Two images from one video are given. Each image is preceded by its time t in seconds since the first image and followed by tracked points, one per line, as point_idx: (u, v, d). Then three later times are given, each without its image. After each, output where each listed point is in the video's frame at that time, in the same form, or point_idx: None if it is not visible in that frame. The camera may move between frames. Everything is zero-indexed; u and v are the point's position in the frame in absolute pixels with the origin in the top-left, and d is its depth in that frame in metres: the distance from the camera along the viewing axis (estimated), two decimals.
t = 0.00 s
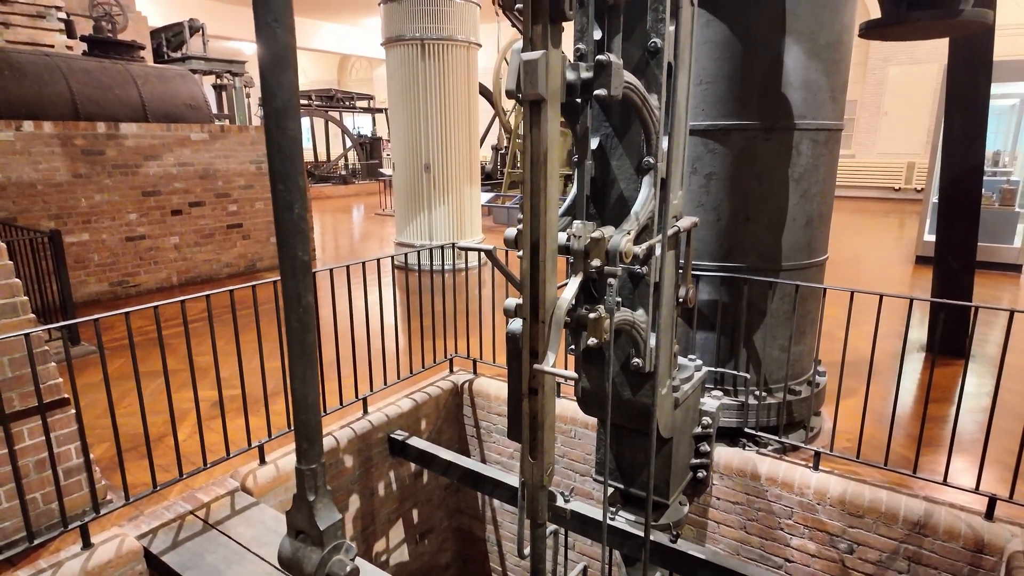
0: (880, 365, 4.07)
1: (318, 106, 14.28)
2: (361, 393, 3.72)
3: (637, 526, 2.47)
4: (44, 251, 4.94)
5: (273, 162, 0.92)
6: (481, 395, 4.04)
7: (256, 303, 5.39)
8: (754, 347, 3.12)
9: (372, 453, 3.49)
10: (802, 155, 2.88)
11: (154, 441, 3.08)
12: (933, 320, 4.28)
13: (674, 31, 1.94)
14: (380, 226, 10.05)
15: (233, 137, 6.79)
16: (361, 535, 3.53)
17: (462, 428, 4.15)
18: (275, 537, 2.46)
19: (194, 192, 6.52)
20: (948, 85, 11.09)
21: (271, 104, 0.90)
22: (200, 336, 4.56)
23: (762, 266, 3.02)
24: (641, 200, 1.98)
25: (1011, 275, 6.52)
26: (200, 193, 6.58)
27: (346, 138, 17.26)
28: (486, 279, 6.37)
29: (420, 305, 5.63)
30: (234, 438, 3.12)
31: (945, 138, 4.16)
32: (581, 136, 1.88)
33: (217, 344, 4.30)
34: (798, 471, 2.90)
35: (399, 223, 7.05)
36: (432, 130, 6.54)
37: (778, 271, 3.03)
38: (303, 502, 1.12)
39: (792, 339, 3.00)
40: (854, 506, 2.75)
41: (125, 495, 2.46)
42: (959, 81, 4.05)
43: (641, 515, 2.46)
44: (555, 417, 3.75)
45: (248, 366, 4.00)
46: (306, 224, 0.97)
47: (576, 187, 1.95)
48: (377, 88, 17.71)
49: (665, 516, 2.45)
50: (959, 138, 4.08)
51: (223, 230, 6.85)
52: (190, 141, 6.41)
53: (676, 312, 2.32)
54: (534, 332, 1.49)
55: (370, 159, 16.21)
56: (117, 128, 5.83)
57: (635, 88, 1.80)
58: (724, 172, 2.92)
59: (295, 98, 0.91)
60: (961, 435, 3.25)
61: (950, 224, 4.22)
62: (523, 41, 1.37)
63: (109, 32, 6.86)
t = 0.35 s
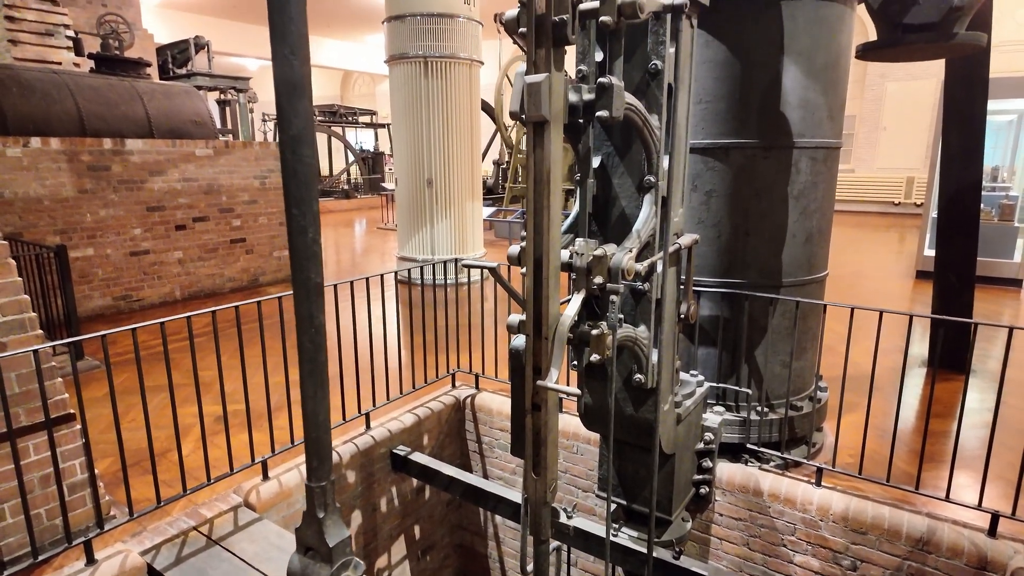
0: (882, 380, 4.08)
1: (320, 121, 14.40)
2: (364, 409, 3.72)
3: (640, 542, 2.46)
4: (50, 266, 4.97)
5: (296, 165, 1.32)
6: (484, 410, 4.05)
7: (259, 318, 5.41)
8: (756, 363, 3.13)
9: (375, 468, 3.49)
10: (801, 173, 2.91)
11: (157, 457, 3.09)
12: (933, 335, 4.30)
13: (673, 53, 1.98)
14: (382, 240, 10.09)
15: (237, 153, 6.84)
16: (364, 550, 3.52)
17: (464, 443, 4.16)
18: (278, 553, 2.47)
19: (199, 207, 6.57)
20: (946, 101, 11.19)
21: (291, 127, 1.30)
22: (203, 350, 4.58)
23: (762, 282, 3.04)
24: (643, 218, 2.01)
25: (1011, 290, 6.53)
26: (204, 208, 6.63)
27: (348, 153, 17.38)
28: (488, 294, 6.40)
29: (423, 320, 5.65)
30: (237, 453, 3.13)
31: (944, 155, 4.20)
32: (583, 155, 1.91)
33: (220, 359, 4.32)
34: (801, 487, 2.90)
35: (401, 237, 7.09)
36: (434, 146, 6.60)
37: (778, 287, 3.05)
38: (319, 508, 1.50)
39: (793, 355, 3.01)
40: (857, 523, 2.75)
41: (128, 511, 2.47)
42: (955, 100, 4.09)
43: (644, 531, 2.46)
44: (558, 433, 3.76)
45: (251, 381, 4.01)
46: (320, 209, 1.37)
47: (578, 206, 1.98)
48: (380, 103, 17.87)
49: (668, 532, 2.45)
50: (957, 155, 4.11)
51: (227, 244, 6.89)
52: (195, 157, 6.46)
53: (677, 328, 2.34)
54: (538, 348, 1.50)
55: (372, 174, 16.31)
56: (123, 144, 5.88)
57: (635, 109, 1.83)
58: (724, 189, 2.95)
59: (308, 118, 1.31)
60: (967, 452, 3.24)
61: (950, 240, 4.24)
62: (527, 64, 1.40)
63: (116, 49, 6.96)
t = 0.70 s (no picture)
0: (883, 398, 4.08)
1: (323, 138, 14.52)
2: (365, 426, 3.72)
3: (642, 561, 2.45)
4: (54, 282, 5.01)
5: (307, 190, 1.63)
6: (485, 427, 4.05)
7: (261, 334, 5.43)
8: (756, 380, 3.15)
9: (376, 485, 3.49)
10: (799, 193, 2.95)
11: (159, 474, 3.10)
12: (932, 351, 4.30)
13: (672, 77, 2.01)
14: (384, 256, 10.13)
15: (241, 170, 6.90)
16: (364, 568, 3.51)
17: (465, 460, 4.16)
18: (280, 572, 2.47)
19: (202, 223, 6.62)
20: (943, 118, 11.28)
21: (302, 156, 1.61)
22: (205, 366, 4.60)
23: (761, 300, 3.06)
24: (643, 237, 2.04)
25: (1011, 306, 6.55)
26: (207, 225, 6.68)
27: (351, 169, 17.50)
28: (489, 311, 6.42)
29: (424, 336, 5.67)
30: (239, 470, 3.14)
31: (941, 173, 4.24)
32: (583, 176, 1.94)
33: (222, 375, 4.33)
34: (802, 505, 2.90)
35: (403, 253, 7.12)
36: (436, 163, 6.67)
37: (778, 305, 3.07)
38: (326, 528, 1.85)
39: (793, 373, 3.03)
40: (859, 541, 2.74)
41: (130, 529, 2.47)
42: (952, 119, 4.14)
43: (645, 550, 2.45)
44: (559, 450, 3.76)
45: (254, 398, 4.02)
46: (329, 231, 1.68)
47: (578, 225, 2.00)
48: (382, 120, 18.02)
49: (670, 550, 2.45)
50: (954, 173, 4.14)
51: (230, 261, 6.93)
52: (199, 174, 6.52)
53: (677, 346, 2.36)
54: (540, 366, 1.52)
55: (374, 190, 16.40)
56: (128, 162, 5.94)
57: (634, 132, 1.87)
58: (722, 209, 2.99)
59: (317, 148, 1.61)
60: (968, 470, 3.23)
61: (950, 257, 4.27)
62: (528, 89, 1.43)
63: (122, 67, 7.04)
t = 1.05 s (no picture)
0: (883, 416, 4.08)
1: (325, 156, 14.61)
2: (364, 444, 3.71)
3: None
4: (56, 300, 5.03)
5: (312, 218, 1.88)
6: (485, 445, 4.05)
7: (261, 352, 5.44)
8: (755, 399, 3.15)
9: (376, 504, 3.48)
10: (795, 213, 2.98)
11: (159, 492, 3.10)
12: (931, 369, 4.31)
13: (668, 100, 2.03)
14: (384, 273, 10.16)
15: (243, 188, 6.96)
16: None
17: (465, 479, 4.15)
18: None
19: (204, 241, 6.66)
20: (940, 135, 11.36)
21: (308, 185, 1.86)
22: (206, 384, 4.61)
23: (759, 318, 3.08)
24: (641, 257, 2.06)
25: (1011, 323, 6.55)
26: (209, 242, 6.72)
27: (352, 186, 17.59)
28: (489, 328, 6.44)
29: (424, 354, 5.68)
30: (239, 489, 3.14)
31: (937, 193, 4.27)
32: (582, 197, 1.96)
33: (222, 392, 4.35)
34: (802, 524, 2.90)
35: (403, 270, 7.15)
36: (437, 181, 6.72)
37: (775, 323, 3.09)
38: (326, 549, 2.02)
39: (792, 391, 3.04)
40: (860, 561, 2.74)
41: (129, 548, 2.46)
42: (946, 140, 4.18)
43: (646, 570, 2.44)
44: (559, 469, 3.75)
45: (254, 416, 4.03)
46: (330, 258, 1.93)
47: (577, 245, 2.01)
48: (384, 138, 18.15)
49: (670, 570, 2.44)
50: (949, 193, 4.17)
51: (231, 278, 6.96)
52: (202, 192, 6.57)
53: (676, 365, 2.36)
54: (539, 386, 1.54)
55: (375, 207, 16.46)
56: (132, 180, 5.99)
57: (631, 155, 1.90)
58: (720, 228, 3.02)
59: (321, 178, 1.88)
60: (968, 489, 3.23)
61: (947, 275, 4.29)
62: (527, 113, 1.46)
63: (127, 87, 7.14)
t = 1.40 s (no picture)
0: (883, 433, 4.07)
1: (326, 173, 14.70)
2: (363, 462, 3.70)
3: None
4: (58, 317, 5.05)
5: (313, 240, 1.83)
6: (484, 463, 4.04)
7: (261, 369, 5.45)
8: (754, 416, 3.16)
9: (374, 523, 3.47)
10: (792, 231, 3.00)
11: (157, 512, 3.08)
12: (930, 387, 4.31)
13: (664, 120, 2.06)
14: (384, 289, 10.17)
15: (244, 206, 7.00)
16: None
17: (464, 497, 4.14)
18: None
19: (205, 258, 6.69)
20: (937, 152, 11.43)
21: (309, 209, 1.82)
22: (205, 401, 4.62)
23: (757, 335, 3.09)
24: (638, 275, 2.08)
25: (1011, 340, 6.55)
26: (210, 259, 6.75)
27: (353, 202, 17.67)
28: (488, 345, 6.44)
29: (423, 371, 5.68)
30: (237, 507, 3.13)
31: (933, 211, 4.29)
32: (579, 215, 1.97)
33: (222, 409, 4.35)
34: (802, 543, 2.89)
35: (403, 286, 7.17)
36: (437, 197, 6.77)
37: (773, 340, 3.11)
38: (325, 569, 1.98)
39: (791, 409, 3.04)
40: None
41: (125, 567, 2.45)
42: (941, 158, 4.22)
43: None
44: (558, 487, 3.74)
45: (253, 433, 4.02)
46: (330, 279, 1.89)
47: (574, 263, 2.03)
48: (385, 155, 18.26)
49: None
50: (945, 211, 4.20)
51: (231, 295, 6.98)
52: (203, 210, 6.61)
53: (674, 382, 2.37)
54: (537, 403, 1.55)
55: (376, 224, 16.53)
56: (134, 198, 6.03)
57: (628, 175, 1.93)
58: (717, 246, 3.04)
59: (322, 201, 1.83)
60: (967, 507, 3.22)
61: (945, 293, 4.30)
62: (525, 135, 1.49)
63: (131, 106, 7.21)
